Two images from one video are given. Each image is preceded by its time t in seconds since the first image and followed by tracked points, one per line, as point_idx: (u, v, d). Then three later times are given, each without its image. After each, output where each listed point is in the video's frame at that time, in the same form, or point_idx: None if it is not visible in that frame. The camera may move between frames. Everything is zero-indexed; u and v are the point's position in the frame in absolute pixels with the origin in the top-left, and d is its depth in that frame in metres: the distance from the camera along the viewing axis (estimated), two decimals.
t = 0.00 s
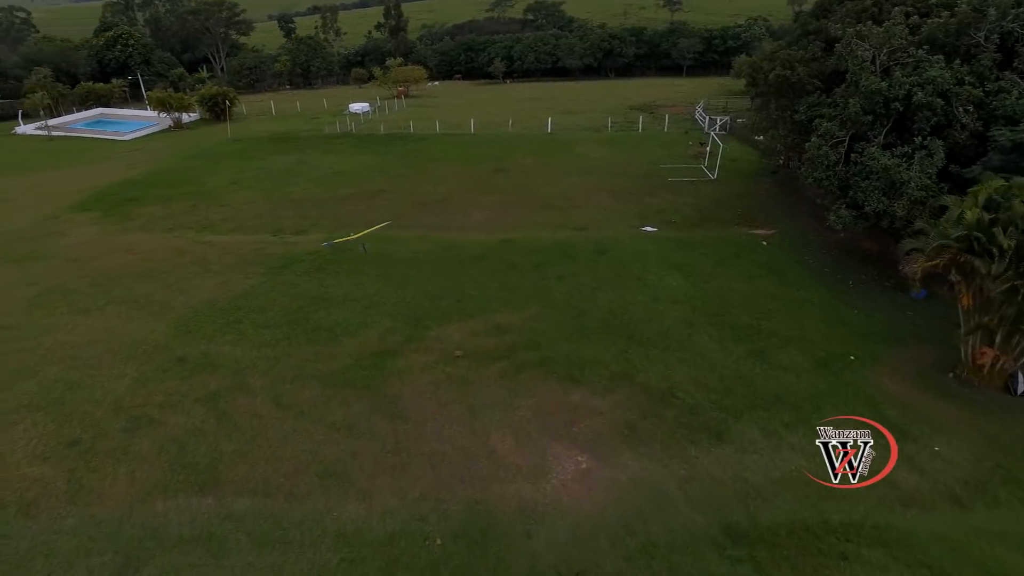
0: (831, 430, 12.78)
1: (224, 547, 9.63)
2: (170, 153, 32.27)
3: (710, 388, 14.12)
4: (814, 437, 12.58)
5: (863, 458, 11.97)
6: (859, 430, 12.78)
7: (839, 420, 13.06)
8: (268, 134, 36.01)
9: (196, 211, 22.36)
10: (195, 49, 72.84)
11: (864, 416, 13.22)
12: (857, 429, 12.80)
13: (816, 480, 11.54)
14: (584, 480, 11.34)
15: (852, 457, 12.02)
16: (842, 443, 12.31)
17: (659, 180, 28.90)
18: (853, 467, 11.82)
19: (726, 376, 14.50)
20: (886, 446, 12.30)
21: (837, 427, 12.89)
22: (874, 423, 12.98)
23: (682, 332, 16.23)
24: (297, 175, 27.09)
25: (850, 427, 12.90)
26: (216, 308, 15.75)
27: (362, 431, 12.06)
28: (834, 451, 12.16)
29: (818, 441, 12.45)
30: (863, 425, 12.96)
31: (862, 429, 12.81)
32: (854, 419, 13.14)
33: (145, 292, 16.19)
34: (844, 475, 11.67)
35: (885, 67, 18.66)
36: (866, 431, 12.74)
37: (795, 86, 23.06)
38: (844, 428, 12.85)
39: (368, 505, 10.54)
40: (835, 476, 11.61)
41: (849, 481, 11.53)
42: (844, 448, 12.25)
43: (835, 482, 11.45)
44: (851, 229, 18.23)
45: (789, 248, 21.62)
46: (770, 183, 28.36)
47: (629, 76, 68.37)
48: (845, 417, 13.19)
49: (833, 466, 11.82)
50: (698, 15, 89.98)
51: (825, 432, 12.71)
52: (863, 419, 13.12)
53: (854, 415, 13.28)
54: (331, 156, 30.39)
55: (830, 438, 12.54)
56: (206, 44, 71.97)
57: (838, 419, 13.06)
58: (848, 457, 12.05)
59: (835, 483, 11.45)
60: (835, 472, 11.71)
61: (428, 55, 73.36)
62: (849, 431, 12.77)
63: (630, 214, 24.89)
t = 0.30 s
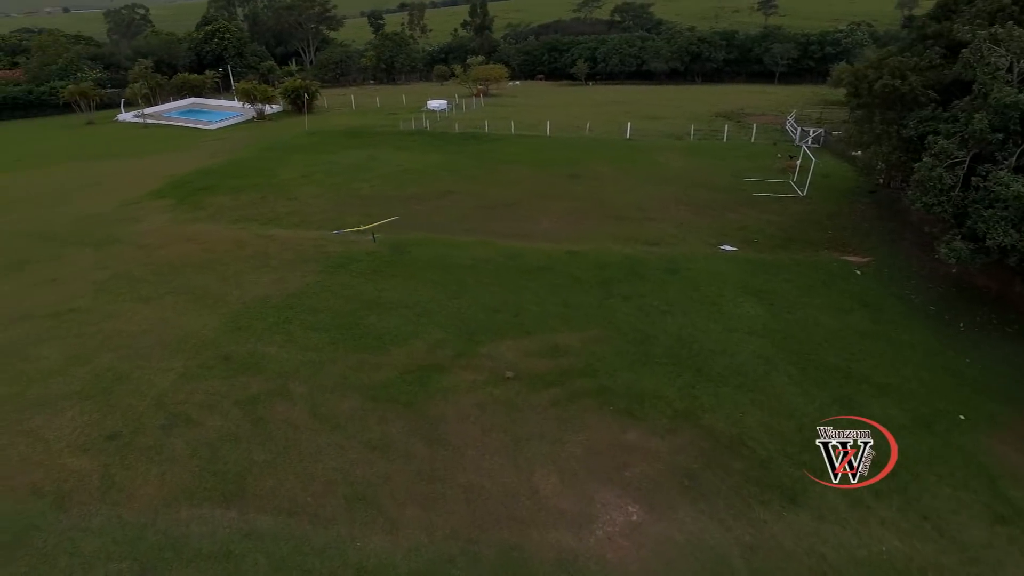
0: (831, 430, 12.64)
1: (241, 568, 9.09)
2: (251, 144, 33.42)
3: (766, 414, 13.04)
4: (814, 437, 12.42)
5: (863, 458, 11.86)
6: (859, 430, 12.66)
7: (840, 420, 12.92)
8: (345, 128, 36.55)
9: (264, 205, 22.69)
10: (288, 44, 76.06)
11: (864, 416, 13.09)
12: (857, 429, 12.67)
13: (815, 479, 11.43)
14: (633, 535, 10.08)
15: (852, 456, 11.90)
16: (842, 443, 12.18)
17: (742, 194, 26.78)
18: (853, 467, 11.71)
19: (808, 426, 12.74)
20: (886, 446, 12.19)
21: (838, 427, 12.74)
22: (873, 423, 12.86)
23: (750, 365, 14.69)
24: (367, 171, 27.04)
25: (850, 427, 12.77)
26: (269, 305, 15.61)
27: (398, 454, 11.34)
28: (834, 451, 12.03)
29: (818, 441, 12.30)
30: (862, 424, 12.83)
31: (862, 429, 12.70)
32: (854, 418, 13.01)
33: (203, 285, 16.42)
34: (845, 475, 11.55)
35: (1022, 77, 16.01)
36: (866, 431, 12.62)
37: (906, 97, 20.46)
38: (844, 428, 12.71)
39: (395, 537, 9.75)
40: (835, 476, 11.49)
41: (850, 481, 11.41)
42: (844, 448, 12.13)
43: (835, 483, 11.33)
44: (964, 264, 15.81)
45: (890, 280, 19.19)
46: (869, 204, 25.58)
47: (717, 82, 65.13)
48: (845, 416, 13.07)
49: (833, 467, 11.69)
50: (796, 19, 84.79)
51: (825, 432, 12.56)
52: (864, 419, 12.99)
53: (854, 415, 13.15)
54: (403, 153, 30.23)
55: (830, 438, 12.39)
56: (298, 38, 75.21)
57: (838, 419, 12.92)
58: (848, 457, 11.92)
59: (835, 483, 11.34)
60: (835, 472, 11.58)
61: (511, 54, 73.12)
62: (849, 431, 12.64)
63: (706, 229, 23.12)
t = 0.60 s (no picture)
0: (831, 430, 12.46)
1: None
2: (340, 137, 34.21)
3: (855, 488, 10.99)
4: (815, 436, 12.25)
5: (864, 459, 11.66)
6: (859, 430, 12.49)
7: (840, 420, 12.73)
8: (431, 125, 36.67)
9: (343, 199, 22.85)
10: (389, 40, 78.38)
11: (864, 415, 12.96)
12: (857, 429, 12.49)
13: (817, 480, 11.22)
14: None
15: (852, 457, 11.70)
16: (841, 443, 11.99)
17: (849, 217, 24.09)
18: (853, 467, 11.51)
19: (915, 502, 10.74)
20: (887, 447, 11.97)
21: (838, 427, 12.57)
22: (874, 423, 12.68)
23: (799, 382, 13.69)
24: (447, 170, 26.54)
25: (850, 427, 12.58)
26: (332, 304, 15.39)
27: (440, 481, 10.58)
28: (834, 452, 11.83)
29: (818, 442, 12.10)
30: (863, 425, 12.65)
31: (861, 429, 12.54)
32: (854, 419, 12.85)
33: (272, 278, 16.57)
34: (845, 475, 11.35)
35: None
36: (866, 431, 12.45)
37: None
38: (844, 428, 12.54)
39: None
40: (836, 477, 11.28)
41: (850, 481, 11.21)
42: (844, 448, 11.93)
43: (836, 483, 11.12)
44: None
45: None
46: (1005, 237, 22.14)
47: (827, 92, 60.39)
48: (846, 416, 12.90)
49: (833, 467, 11.50)
50: (924, 25, 77.28)
51: (825, 432, 12.39)
52: (864, 419, 12.82)
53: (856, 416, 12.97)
54: (486, 152, 29.50)
55: (830, 438, 12.21)
56: (400, 34, 77.54)
57: (838, 419, 12.75)
58: (847, 457, 11.73)
59: (834, 483, 11.14)
60: (836, 473, 11.38)
61: (609, 57, 71.66)
62: (849, 431, 12.46)
63: (804, 254, 20.81)
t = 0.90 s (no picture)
0: (831, 430, 12.77)
1: None
2: (407, 159, 34.67)
3: (855, 487, 11.19)
4: (815, 437, 12.53)
5: (863, 459, 11.91)
6: (858, 430, 12.79)
7: (840, 422, 13.04)
8: (498, 151, 36.53)
9: (401, 223, 22.76)
10: (467, 66, 80.24)
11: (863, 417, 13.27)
12: (857, 430, 12.79)
13: (817, 479, 11.44)
14: None
15: (852, 457, 11.95)
16: (841, 443, 12.26)
17: (947, 268, 21.61)
18: (853, 467, 11.75)
19: None
20: (886, 447, 12.27)
21: (838, 427, 12.88)
22: (873, 425, 12.99)
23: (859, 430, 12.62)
24: (509, 197, 26.01)
25: (850, 427, 12.90)
26: (375, 335, 14.95)
27: (462, 542, 9.62)
28: (834, 452, 12.09)
29: (818, 442, 12.37)
30: (863, 426, 12.95)
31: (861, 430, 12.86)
32: (854, 419, 13.18)
33: (319, 305, 16.43)
34: (845, 475, 11.57)
35: None
36: (865, 432, 12.76)
37: None
38: (844, 428, 12.84)
39: None
40: (836, 476, 11.50)
41: (850, 481, 11.42)
42: (845, 449, 12.19)
43: (836, 483, 11.34)
44: None
45: None
46: None
47: (922, 129, 56.26)
48: (845, 418, 13.23)
49: (833, 466, 11.74)
50: None
51: (825, 432, 12.69)
52: (863, 421, 13.13)
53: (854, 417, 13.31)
54: (552, 180, 28.70)
55: (830, 438, 12.49)
56: (477, 60, 79.35)
57: (838, 420, 13.06)
58: (847, 457, 11.99)
59: (835, 483, 11.35)
60: (836, 472, 11.59)
61: (686, 87, 70.42)
62: (848, 431, 12.77)
63: (892, 309, 18.57)
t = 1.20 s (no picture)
0: (831, 430, 12.85)
1: None
2: (454, 185, 34.70)
3: (855, 488, 11.24)
4: (815, 437, 12.63)
5: (863, 459, 11.98)
6: (858, 430, 12.89)
7: (839, 422, 13.14)
8: (546, 179, 36.02)
9: (440, 251, 22.37)
10: (522, 94, 81.03)
11: (862, 417, 13.37)
12: (857, 430, 12.87)
13: (816, 480, 11.52)
14: None
15: (852, 457, 12.03)
16: (842, 443, 12.33)
17: None
18: (853, 467, 11.82)
19: None
20: (885, 447, 12.35)
21: (838, 427, 12.97)
22: (872, 424, 13.10)
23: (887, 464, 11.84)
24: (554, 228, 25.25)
25: (850, 428, 12.99)
26: (402, 371, 14.27)
27: None
28: (834, 452, 12.16)
29: (818, 442, 12.46)
30: (862, 426, 13.05)
31: (860, 429, 12.95)
32: (854, 419, 13.28)
33: (348, 336, 15.95)
34: (845, 475, 11.64)
35: None
36: (865, 432, 12.84)
37: None
38: (844, 428, 12.94)
39: None
40: (836, 477, 11.56)
41: (849, 481, 11.50)
42: (845, 448, 12.26)
43: (836, 483, 11.42)
44: None
45: None
46: None
47: (1001, 165, 52.55)
48: (845, 418, 13.32)
49: (833, 467, 11.79)
50: None
51: (825, 432, 12.78)
52: (862, 420, 13.24)
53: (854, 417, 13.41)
54: (600, 212, 27.76)
55: (831, 438, 12.57)
56: (533, 88, 80.10)
57: (839, 420, 13.15)
58: (848, 457, 12.05)
59: (834, 483, 11.42)
60: (836, 473, 11.67)
61: (744, 119, 69.13)
62: (849, 431, 12.86)
63: (974, 365, 16.30)
